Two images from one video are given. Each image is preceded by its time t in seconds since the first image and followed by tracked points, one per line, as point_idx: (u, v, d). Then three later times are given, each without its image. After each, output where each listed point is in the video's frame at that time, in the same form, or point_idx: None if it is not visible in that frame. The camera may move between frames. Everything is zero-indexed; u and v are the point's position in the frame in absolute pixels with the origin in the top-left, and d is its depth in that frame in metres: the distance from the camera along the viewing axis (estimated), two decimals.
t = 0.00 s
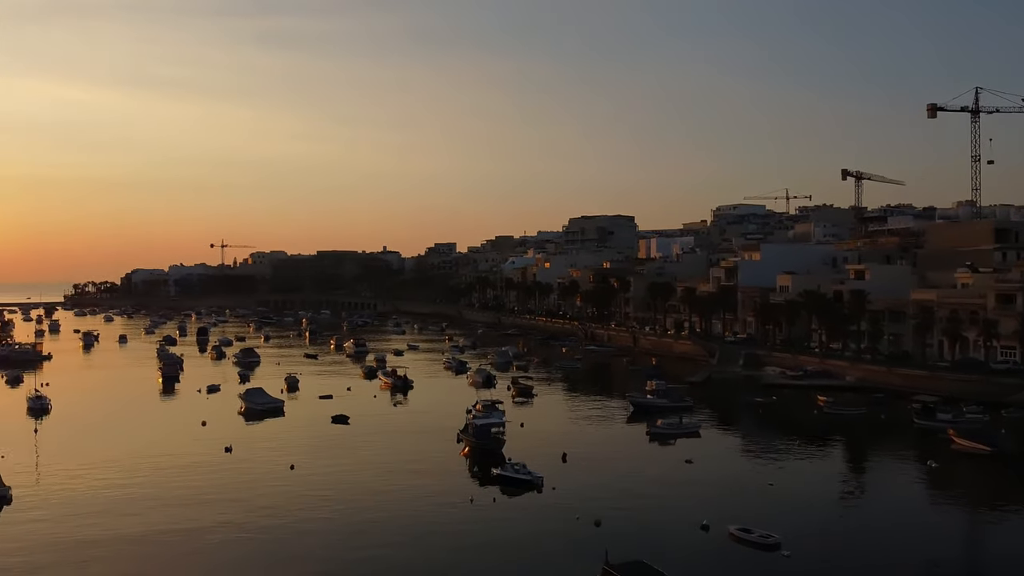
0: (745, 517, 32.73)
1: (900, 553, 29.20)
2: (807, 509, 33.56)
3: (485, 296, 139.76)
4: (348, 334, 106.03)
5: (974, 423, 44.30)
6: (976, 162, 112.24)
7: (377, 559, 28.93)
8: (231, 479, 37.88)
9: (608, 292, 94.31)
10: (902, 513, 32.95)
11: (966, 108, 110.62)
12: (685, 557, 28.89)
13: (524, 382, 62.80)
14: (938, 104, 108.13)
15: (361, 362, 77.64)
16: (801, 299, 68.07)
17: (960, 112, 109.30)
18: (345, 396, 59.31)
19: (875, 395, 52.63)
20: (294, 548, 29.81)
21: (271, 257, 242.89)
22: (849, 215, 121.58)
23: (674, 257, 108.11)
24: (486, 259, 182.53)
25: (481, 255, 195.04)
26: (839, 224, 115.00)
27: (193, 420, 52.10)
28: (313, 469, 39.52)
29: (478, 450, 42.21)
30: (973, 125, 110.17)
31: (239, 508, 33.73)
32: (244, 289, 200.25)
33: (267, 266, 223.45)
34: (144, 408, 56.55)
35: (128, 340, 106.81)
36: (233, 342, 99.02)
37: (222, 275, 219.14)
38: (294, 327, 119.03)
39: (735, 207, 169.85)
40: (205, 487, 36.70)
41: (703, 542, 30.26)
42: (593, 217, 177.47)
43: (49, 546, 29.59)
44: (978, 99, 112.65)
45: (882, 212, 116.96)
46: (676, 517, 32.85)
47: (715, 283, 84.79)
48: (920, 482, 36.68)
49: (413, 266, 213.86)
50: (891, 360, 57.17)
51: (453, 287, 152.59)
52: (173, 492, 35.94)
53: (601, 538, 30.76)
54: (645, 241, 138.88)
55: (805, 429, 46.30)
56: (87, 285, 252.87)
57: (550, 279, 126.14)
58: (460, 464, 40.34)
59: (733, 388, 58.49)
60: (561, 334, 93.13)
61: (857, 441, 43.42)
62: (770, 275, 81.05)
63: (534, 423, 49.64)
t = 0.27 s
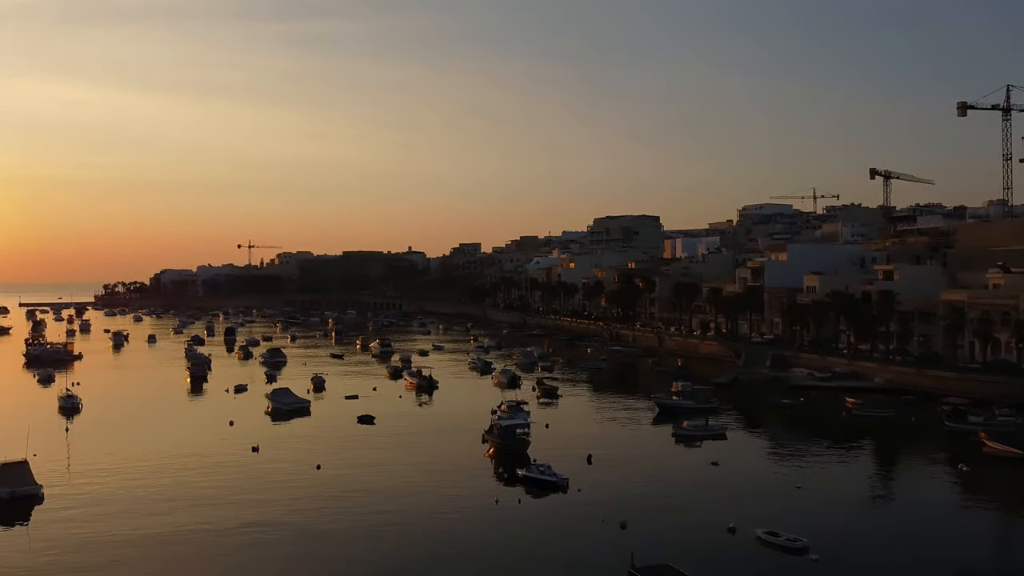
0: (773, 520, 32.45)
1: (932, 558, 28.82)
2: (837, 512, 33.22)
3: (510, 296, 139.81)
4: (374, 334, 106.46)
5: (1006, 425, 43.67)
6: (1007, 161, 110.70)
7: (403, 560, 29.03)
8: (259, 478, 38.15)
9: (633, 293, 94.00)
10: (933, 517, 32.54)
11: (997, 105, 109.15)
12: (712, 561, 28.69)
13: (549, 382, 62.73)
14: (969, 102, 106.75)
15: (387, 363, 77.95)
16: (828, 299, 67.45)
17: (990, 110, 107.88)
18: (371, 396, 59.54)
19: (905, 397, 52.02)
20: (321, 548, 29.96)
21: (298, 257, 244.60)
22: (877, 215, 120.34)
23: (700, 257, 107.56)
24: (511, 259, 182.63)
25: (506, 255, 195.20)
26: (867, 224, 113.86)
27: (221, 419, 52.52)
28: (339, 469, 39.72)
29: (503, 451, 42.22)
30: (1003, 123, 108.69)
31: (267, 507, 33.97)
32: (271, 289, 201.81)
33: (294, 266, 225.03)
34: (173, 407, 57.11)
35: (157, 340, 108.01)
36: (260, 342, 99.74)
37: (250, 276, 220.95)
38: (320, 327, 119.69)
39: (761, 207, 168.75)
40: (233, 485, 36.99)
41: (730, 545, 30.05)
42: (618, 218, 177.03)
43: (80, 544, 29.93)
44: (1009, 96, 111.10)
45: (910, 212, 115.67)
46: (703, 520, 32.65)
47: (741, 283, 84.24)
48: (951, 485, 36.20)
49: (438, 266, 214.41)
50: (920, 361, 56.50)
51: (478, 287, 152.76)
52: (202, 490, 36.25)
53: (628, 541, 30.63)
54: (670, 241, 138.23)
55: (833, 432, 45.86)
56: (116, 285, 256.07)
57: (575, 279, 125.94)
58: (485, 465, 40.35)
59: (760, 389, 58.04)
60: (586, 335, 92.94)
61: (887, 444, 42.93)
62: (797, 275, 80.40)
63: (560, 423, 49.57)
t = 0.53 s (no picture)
0: (806, 524, 32.17)
1: (967, 564, 28.36)
2: (870, 516, 32.85)
3: (540, 296, 139.79)
4: (405, 334, 107.01)
5: None
6: None
7: (433, 560, 29.15)
8: (291, 478, 38.47)
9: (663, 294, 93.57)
10: (970, 522, 31.99)
11: None
12: (743, 565, 28.49)
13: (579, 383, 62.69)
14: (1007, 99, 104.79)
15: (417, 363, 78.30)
16: (862, 300, 66.69)
17: None
18: (402, 397, 59.83)
19: (941, 400, 51.26)
20: (350, 548, 30.17)
21: (329, 258, 246.42)
22: (913, 214, 118.69)
23: (732, 257, 106.79)
24: (541, 259, 182.57)
25: (535, 255, 195.18)
26: (902, 224, 112.33)
27: (253, 419, 53.06)
28: (371, 469, 39.97)
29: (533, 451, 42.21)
30: None
31: (298, 506, 34.28)
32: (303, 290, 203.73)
33: (325, 267, 226.86)
34: (207, 407, 57.82)
35: (191, 340, 109.38)
36: (292, 342, 100.58)
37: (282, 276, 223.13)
38: (351, 327, 120.55)
39: (793, 206, 167.10)
40: (265, 484, 37.37)
41: (762, 549, 29.82)
42: (648, 217, 176.32)
43: (115, 542, 30.39)
44: None
45: (947, 211, 113.94)
46: (734, 523, 32.44)
47: (773, 284, 83.56)
48: (988, 490, 35.59)
49: (468, 266, 214.91)
50: (957, 363, 55.63)
51: (508, 287, 152.91)
52: (234, 489, 36.66)
53: (658, 544, 30.53)
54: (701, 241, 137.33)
55: (867, 435, 45.29)
56: (151, 285, 259.79)
57: (605, 280, 125.61)
58: (515, 466, 40.39)
59: (792, 391, 57.50)
60: (616, 335, 92.66)
61: (922, 447, 42.32)
62: (830, 275, 79.57)
63: (589, 425, 49.48)
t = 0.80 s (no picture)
0: (839, 529, 31.82)
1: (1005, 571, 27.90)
2: (905, 521, 32.39)
3: (570, 297, 139.61)
4: (435, 334, 107.42)
5: None
6: None
7: (463, 561, 29.24)
8: (323, 478, 38.76)
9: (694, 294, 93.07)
10: (1009, 528, 31.45)
11: None
12: (776, 569, 28.25)
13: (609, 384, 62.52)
14: None
15: (447, 363, 78.57)
16: (897, 301, 65.84)
17: None
18: (432, 397, 60.07)
19: (978, 402, 50.47)
20: (382, 548, 30.35)
21: (360, 258, 247.97)
22: (949, 213, 116.95)
23: (764, 257, 105.91)
24: (571, 259, 182.30)
25: (565, 256, 194.92)
26: (938, 223, 110.62)
27: (286, 419, 53.54)
28: (401, 469, 40.18)
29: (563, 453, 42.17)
30: None
31: (331, 506, 34.55)
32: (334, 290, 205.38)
33: (356, 267, 228.49)
34: (240, 406, 58.47)
35: (224, 340, 110.64)
36: (324, 342, 101.36)
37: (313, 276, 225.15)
38: (382, 327, 121.25)
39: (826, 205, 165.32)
40: (297, 484, 37.70)
41: (795, 553, 29.54)
42: (679, 217, 175.42)
43: (149, 541, 30.81)
44: None
45: (984, 210, 112.16)
46: (766, 526, 32.18)
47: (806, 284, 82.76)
48: None
49: (498, 267, 215.25)
50: (994, 365, 54.76)
51: (538, 287, 152.89)
52: (268, 489, 37.02)
53: (689, 547, 30.37)
54: (733, 242, 136.35)
55: (902, 437, 44.70)
56: (185, 286, 262.87)
57: (635, 280, 125.16)
58: (545, 468, 40.31)
59: (825, 393, 56.92)
60: (647, 336, 92.29)
61: (958, 451, 41.71)
62: (864, 275, 78.66)
63: (620, 426, 49.27)
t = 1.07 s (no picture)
0: (868, 533, 31.45)
1: None
2: (937, 526, 31.92)
3: (595, 297, 139.32)
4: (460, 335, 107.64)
5: None
6: None
7: (489, 563, 29.24)
8: (349, 478, 38.93)
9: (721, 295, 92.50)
10: None
11: None
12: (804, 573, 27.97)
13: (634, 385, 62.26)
14: None
15: (472, 364, 78.65)
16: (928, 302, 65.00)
17: None
18: (457, 398, 60.17)
19: (1011, 405, 49.70)
20: (407, 549, 30.43)
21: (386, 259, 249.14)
22: (980, 212, 115.35)
23: (791, 257, 105.02)
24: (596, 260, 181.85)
25: (590, 256, 194.48)
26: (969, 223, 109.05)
27: (313, 419, 53.85)
28: (427, 470, 40.26)
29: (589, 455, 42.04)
30: None
31: (356, 507, 34.68)
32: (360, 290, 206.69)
33: (382, 267, 229.71)
34: (267, 406, 58.91)
35: (252, 340, 111.53)
36: (350, 342, 101.86)
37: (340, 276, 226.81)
38: (408, 328, 121.70)
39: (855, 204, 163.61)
40: (323, 484, 37.89)
41: (823, 558, 29.24)
42: (705, 217, 174.42)
43: (177, 539, 31.07)
44: None
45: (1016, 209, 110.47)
46: (794, 530, 31.88)
47: (834, 285, 81.99)
48: None
49: (523, 267, 215.30)
50: None
51: (564, 287, 152.68)
52: (294, 489, 37.24)
53: (715, 550, 30.16)
54: (760, 242, 135.31)
55: (933, 441, 44.11)
56: (214, 286, 265.55)
57: (661, 280, 124.62)
58: (571, 469, 40.23)
59: (854, 395, 56.31)
60: (673, 337, 91.84)
61: (991, 454, 41.08)
62: (893, 276, 77.78)
63: (646, 427, 49.05)
